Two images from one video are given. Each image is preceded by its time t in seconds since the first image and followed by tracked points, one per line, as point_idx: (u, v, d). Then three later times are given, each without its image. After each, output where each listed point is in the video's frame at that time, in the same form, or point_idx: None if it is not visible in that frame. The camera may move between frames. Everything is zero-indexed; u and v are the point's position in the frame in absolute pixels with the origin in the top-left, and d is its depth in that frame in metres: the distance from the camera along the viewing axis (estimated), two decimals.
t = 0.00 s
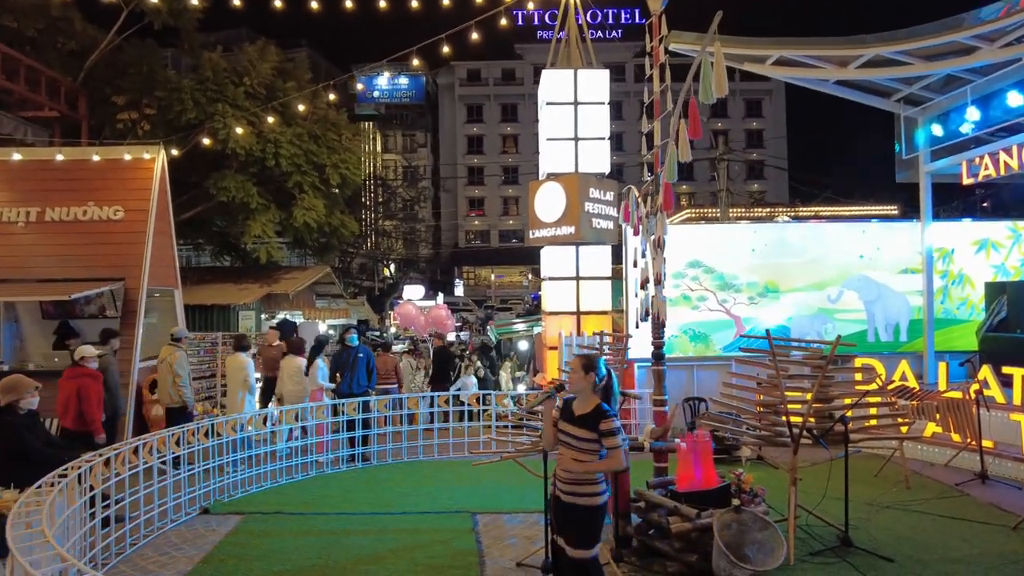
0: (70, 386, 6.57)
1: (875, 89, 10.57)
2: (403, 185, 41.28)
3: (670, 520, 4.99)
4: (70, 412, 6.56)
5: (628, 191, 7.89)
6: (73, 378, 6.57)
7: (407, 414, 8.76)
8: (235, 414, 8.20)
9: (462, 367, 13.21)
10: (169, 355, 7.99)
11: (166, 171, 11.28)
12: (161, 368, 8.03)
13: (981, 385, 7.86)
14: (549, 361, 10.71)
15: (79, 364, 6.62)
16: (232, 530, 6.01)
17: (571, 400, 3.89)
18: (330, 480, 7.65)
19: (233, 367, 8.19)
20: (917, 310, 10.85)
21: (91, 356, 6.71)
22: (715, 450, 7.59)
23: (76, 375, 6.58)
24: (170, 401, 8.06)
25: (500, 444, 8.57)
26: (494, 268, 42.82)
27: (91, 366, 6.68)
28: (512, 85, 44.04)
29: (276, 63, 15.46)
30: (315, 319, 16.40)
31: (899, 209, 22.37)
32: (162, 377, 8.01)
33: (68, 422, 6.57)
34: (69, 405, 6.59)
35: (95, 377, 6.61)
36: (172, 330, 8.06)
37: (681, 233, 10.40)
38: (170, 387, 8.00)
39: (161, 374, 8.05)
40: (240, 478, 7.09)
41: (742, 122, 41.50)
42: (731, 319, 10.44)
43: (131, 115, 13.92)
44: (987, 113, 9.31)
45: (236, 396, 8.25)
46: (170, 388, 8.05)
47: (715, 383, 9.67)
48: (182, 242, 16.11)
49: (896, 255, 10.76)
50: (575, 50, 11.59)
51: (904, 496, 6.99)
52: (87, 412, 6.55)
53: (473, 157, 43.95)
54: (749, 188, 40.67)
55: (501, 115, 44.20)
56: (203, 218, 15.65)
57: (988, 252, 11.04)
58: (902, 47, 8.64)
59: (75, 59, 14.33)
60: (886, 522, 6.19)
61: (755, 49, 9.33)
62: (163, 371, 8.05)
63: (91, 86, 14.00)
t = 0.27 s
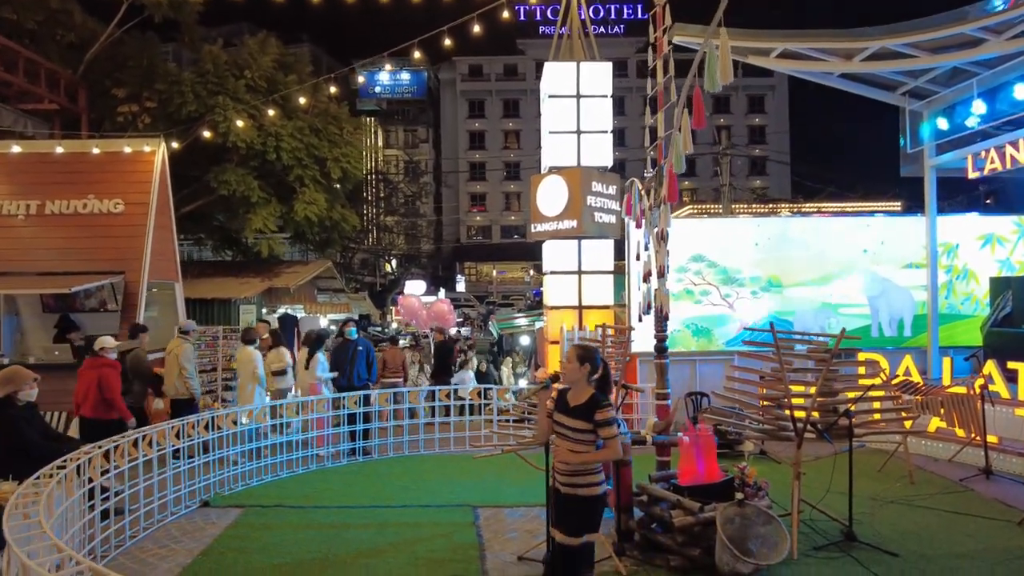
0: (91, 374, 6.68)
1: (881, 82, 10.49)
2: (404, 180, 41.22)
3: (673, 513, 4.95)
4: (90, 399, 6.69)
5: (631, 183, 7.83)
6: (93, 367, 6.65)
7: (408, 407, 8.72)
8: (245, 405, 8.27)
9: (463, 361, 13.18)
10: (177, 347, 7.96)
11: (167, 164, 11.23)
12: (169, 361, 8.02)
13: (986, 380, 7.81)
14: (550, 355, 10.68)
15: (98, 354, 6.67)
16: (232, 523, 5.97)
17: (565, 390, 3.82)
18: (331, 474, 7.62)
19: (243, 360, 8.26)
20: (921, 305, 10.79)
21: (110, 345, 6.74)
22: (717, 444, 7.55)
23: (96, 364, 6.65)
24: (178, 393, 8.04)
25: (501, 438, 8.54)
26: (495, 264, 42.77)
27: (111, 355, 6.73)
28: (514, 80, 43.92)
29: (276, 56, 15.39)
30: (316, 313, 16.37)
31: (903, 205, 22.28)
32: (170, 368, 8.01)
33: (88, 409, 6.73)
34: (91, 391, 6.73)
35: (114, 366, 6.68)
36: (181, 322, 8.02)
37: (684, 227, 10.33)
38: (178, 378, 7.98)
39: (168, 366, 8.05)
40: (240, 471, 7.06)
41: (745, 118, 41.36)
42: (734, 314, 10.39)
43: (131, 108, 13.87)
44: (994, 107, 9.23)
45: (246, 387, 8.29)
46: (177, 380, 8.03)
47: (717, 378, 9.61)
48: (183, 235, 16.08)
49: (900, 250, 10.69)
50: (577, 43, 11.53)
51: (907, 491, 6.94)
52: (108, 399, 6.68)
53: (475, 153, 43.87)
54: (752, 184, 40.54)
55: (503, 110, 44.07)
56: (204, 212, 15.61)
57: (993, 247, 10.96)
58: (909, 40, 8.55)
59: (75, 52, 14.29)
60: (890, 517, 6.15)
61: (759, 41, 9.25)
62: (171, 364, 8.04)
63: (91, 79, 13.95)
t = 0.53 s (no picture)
0: (107, 368, 6.51)
1: (884, 76, 10.45)
2: (406, 176, 41.20)
3: (672, 506, 4.93)
4: (108, 393, 6.49)
5: (631, 177, 7.81)
6: (109, 361, 6.50)
7: (409, 401, 8.72)
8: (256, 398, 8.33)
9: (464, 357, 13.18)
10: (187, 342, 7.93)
11: (168, 158, 11.23)
12: (179, 356, 8.01)
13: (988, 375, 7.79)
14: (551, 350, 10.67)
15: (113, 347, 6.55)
16: (232, 516, 5.97)
17: (558, 384, 3.78)
18: (331, 467, 7.62)
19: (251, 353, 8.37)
20: (924, 300, 10.75)
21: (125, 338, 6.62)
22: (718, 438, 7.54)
23: (112, 358, 6.52)
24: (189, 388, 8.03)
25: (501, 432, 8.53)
26: (497, 260, 42.74)
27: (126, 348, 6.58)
28: (516, 76, 43.86)
29: (277, 51, 15.38)
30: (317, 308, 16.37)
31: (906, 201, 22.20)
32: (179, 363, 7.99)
33: (106, 405, 6.50)
34: (108, 387, 6.54)
35: (129, 359, 6.52)
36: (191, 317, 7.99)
37: (685, 221, 10.30)
38: (189, 374, 7.97)
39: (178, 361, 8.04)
40: (241, 465, 7.07)
41: (748, 114, 41.24)
42: (735, 308, 10.36)
43: (132, 103, 13.87)
44: (997, 100, 9.15)
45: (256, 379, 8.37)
46: (187, 375, 8.02)
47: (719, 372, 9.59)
48: (184, 231, 16.08)
49: (903, 245, 10.64)
50: (579, 37, 11.46)
51: (909, 486, 6.92)
52: (123, 391, 6.46)
53: (477, 149, 43.81)
54: (755, 180, 40.43)
55: (505, 106, 44.02)
56: (205, 207, 15.61)
57: (996, 242, 10.91)
58: (912, 33, 8.50)
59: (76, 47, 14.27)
60: (891, 510, 6.13)
61: (761, 35, 9.20)
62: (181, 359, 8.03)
63: (92, 74, 13.95)
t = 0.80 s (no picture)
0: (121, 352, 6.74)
1: (888, 62, 10.36)
2: (407, 165, 41.07)
3: (674, 492, 4.92)
4: (122, 376, 6.75)
5: (634, 163, 7.75)
6: (125, 345, 6.73)
7: (410, 388, 8.70)
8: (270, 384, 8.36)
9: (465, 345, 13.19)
10: (202, 330, 7.91)
11: (167, 146, 11.16)
12: (193, 344, 7.97)
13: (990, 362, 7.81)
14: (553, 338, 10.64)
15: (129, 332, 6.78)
16: (233, 503, 5.97)
17: (551, 370, 3.76)
18: (333, 454, 7.62)
19: (262, 341, 8.39)
20: (926, 288, 10.71)
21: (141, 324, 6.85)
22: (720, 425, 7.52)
23: (127, 343, 6.74)
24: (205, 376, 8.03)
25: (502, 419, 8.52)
26: (498, 250, 42.67)
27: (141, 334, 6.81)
28: (517, 64, 43.60)
29: (277, 37, 15.28)
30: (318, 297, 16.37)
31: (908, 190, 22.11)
32: (194, 351, 7.98)
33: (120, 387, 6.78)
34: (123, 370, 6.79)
35: (144, 344, 6.74)
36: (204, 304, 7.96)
37: (688, 208, 10.24)
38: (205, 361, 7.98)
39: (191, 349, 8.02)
40: (242, 452, 7.06)
41: (750, 103, 41.01)
42: (737, 296, 10.32)
43: (131, 90, 13.76)
44: (1003, 86, 9.11)
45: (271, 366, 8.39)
46: (201, 363, 8.02)
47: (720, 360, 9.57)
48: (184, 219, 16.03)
49: (906, 232, 10.59)
50: (580, 23, 11.24)
51: (910, 473, 6.90)
52: (138, 375, 6.73)
53: (478, 138, 43.62)
54: (756, 169, 40.28)
55: (506, 94, 43.80)
56: (205, 196, 15.55)
57: (1000, 229, 10.84)
58: (917, 17, 8.40)
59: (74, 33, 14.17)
60: (893, 497, 6.12)
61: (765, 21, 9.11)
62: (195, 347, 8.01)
63: (90, 60, 13.86)
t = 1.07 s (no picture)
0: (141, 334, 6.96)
1: (895, 43, 10.26)
2: (408, 147, 40.90)
3: (678, 474, 4.94)
4: (144, 358, 6.92)
5: (638, 146, 7.71)
6: (142, 327, 6.92)
7: (413, 371, 8.74)
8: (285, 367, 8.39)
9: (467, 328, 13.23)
10: (213, 311, 8.22)
11: (167, 127, 11.11)
12: (204, 324, 8.27)
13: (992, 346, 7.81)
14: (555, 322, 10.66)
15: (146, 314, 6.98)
16: (239, 484, 6.02)
17: (544, 352, 3.73)
18: (337, 436, 7.66)
19: (280, 323, 8.46)
20: (929, 272, 10.69)
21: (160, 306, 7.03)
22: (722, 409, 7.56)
23: (146, 326, 6.89)
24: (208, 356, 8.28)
25: (505, 402, 8.56)
26: (499, 233, 42.64)
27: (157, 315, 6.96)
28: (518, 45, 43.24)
29: (276, 18, 15.16)
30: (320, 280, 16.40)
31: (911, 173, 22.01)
32: (207, 333, 8.27)
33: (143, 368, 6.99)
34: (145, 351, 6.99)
35: (161, 326, 6.86)
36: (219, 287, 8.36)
37: (691, 192, 10.21)
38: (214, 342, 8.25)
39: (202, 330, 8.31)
40: (247, 434, 7.11)
41: (753, 85, 40.71)
42: (740, 280, 10.32)
43: (130, 71, 13.67)
44: (1012, 68, 9.00)
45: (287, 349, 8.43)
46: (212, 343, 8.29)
47: (723, 343, 9.59)
48: (185, 201, 16.00)
49: (910, 216, 10.55)
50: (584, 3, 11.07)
51: (911, 456, 6.94)
52: (153, 355, 6.86)
53: (479, 120, 43.35)
54: (759, 152, 40.10)
55: (507, 76, 43.48)
56: (206, 178, 15.51)
57: (1005, 213, 10.79)
58: None
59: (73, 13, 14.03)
60: (895, 480, 6.15)
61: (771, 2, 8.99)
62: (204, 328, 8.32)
63: (89, 41, 13.77)
